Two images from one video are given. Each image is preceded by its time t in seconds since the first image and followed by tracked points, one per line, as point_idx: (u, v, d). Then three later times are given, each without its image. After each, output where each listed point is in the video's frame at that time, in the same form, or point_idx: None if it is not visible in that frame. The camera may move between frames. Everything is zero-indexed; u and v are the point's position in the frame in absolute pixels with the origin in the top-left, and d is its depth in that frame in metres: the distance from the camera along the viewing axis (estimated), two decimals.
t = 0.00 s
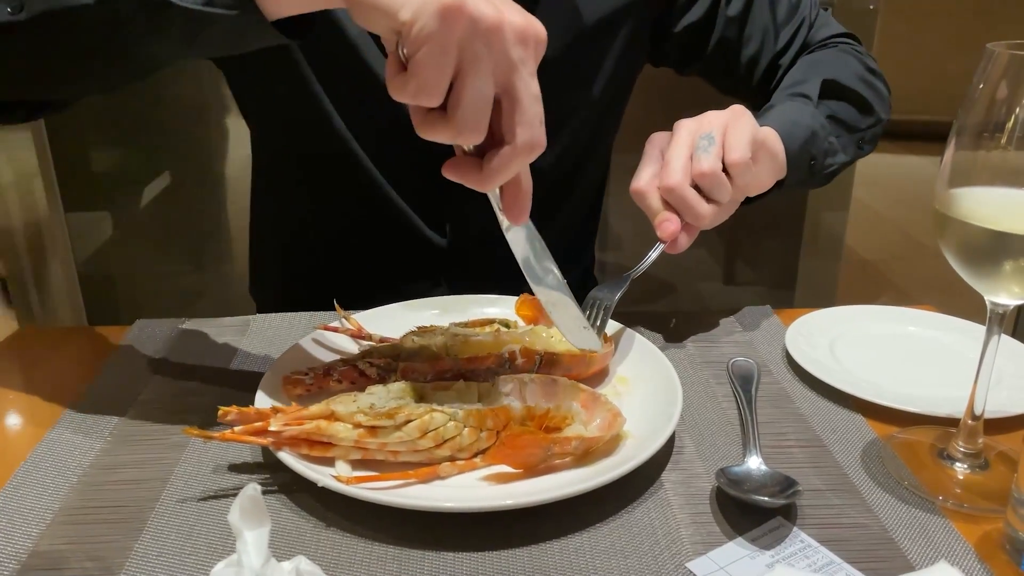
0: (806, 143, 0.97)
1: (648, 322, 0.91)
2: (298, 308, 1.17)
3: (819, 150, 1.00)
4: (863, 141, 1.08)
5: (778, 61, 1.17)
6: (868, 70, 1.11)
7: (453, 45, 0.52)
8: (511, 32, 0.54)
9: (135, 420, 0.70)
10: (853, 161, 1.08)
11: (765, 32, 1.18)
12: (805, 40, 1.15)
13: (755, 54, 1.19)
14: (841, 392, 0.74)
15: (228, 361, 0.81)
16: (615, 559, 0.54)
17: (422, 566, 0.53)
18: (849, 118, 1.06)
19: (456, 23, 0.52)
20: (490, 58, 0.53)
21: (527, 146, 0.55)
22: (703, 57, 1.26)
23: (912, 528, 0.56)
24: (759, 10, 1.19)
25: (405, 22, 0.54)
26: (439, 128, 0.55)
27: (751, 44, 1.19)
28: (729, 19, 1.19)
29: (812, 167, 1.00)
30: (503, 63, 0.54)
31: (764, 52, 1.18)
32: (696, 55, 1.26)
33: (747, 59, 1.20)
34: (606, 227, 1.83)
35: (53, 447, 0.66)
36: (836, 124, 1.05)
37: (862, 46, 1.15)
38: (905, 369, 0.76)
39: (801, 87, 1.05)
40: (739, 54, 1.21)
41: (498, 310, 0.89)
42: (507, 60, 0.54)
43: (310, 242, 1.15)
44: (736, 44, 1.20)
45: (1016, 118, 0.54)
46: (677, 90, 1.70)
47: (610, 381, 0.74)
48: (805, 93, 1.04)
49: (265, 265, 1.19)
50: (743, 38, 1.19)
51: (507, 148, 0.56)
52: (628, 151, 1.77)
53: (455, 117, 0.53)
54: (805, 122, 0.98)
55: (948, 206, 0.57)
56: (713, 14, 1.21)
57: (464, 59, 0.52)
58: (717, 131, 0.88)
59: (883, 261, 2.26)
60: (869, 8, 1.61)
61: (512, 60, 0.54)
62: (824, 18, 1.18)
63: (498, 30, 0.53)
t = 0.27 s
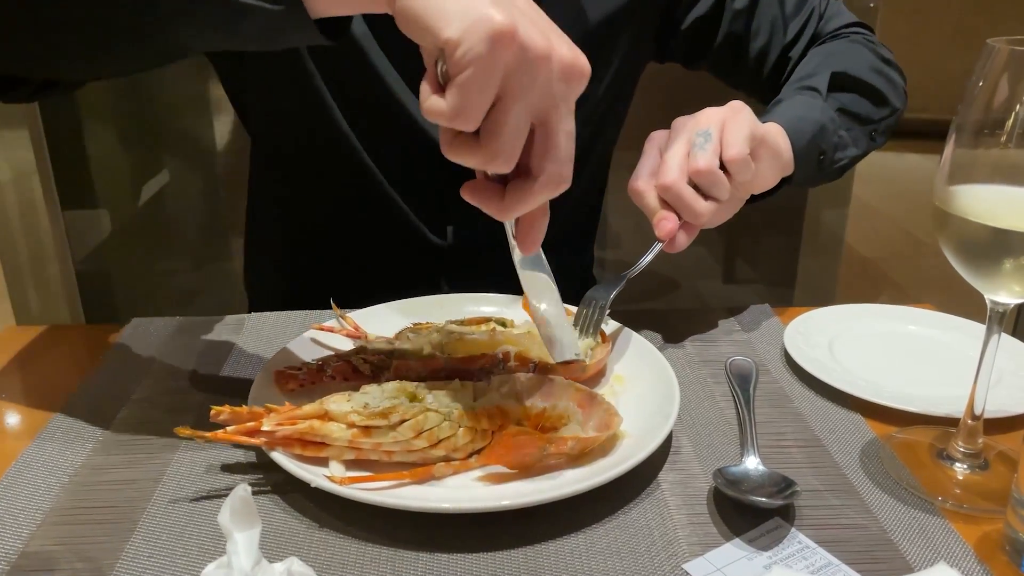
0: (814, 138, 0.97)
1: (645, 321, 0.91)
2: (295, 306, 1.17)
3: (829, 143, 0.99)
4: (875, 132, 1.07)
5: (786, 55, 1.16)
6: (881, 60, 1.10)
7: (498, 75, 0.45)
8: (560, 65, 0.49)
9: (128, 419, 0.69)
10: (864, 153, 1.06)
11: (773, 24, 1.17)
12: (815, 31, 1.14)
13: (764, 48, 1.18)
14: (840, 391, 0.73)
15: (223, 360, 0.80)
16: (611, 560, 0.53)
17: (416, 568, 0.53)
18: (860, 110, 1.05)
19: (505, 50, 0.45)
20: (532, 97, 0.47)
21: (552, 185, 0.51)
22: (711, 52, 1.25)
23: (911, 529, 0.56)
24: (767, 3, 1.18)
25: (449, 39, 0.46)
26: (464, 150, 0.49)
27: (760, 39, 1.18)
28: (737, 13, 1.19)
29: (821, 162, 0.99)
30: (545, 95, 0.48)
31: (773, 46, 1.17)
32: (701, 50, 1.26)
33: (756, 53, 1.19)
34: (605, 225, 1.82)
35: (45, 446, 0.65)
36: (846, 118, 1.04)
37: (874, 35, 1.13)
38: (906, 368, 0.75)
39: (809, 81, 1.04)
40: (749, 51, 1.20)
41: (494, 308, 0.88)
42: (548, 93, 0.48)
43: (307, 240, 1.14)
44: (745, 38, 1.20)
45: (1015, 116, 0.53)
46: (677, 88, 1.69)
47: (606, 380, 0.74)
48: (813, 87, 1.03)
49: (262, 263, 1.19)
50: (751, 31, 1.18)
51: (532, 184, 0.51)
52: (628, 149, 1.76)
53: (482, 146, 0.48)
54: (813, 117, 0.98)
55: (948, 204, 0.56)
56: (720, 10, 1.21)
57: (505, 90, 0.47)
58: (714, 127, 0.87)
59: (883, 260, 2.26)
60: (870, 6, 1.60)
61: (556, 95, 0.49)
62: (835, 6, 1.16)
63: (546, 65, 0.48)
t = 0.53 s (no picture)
0: (809, 128, 0.98)
1: (646, 319, 0.91)
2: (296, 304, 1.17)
3: (825, 134, 1.00)
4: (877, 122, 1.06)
5: (790, 46, 1.15)
6: (884, 51, 1.09)
7: (446, 188, 0.42)
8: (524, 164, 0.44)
9: (131, 417, 0.70)
10: (866, 143, 1.06)
11: (775, 17, 1.16)
12: (819, 22, 1.14)
13: (767, 40, 1.17)
14: (840, 389, 0.74)
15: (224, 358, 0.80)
16: (612, 557, 0.54)
17: (419, 564, 0.53)
18: (858, 100, 1.05)
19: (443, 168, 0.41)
20: (486, 204, 0.44)
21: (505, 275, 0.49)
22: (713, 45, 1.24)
23: (910, 526, 0.56)
24: None
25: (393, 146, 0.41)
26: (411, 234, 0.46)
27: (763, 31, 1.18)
28: (739, 7, 1.18)
29: (818, 152, 1.00)
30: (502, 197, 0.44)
31: (776, 37, 1.16)
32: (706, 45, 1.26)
33: (760, 45, 1.18)
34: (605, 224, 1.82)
35: (49, 444, 0.65)
36: (844, 107, 1.04)
37: (880, 26, 1.13)
38: (905, 366, 0.76)
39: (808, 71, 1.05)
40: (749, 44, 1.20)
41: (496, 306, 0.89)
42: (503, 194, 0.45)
43: (308, 238, 1.15)
44: (748, 28, 1.19)
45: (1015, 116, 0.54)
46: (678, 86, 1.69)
47: (606, 377, 0.74)
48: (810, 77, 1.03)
49: (263, 261, 1.19)
50: (753, 24, 1.18)
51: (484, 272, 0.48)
52: (628, 147, 1.76)
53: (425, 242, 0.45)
54: (809, 107, 0.98)
55: (946, 204, 0.57)
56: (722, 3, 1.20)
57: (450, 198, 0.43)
58: (706, 126, 0.87)
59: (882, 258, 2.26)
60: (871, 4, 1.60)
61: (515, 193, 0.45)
62: None
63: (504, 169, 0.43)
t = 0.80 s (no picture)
0: (791, 137, 0.98)
1: (649, 319, 0.91)
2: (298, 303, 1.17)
3: (808, 143, 1.00)
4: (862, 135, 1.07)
5: (784, 56, 1.16)
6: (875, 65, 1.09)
7: (310, 240, 0.47)
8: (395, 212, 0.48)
9: (136, 415, 0.70)
10: (848, 156, 1.07)
11: (772, 25, 1.17)
12: (816, 34, 1.14)
13: (762, 48, 1.18)
14: (843, 388, 0.74)
15: (229, 356, 0.81)
16: (615, 554, 0.54)
17: (423, 561, 0.53)
18: (843, 113, 1.05)
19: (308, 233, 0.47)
20: (360, 248, 0.49)
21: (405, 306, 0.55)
22: (712, 46, 1.25)
23: (912, 524, 0.56)
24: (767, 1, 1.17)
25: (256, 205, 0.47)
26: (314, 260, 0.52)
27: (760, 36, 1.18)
28: (735, 14, 1.18)
29: (799, 161, 1.00)
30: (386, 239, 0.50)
31: (771, 45, 1.17)
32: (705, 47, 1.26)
33: (756, 52, 1.19)
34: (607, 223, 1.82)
35: (54, 442, 0.66)
36: (828, 119, 1.04)
37: (876, 41, 1.13)
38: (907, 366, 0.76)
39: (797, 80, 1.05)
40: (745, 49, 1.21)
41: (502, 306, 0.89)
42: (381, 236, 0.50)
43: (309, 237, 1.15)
44: (745, 35, 1.19)
45: (1017, 114, 0.54)
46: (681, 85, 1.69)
47: (610, 377, 0.74)
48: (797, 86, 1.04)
49: (265, 260, 1.19)
50: (751, 30, 1.18)
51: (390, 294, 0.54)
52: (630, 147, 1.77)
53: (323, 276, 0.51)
54: (793, 115, 0.99)
55: (949, 202, 0.57)
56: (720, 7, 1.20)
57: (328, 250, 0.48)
58: (698, 134, 0.87)
59: (883, 257, 2.26)
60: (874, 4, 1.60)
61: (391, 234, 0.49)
62: (837, 9, 1.16)
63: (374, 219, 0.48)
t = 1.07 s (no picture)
0: (779, 160, 1.00)
1: (656, 317, 0.92)
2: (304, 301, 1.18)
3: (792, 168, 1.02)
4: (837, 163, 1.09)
5: (770, 75, 1.18)
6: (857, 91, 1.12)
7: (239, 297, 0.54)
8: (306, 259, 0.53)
9: (145, 412, 0.70)
10: (824, 183, 1.09)
11: (761, 43, 1.18)
12: (800, 57, 1.16)
13: (750, 65, 1.19)
14: (850, 386, 0.74)
15: (236, 353, 0.81)
16: (624, 550, 0.54)
17: (432, 557, 0.54)
18: (825, 140, 1.07)
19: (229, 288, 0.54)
20: (286, 296, 0.55)
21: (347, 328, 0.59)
22: (702, 58, 1.25)
23: (919, 521, 0.56)
24: (759, 19, 1.18)
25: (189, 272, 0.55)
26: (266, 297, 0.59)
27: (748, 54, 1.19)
28: (729, 28, 1.19)
29: (782, 185, 1.02)
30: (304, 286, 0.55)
31: (758, 63, 1.18)
32: (692, 57, 1.27)
33: (743, 68, 1.20)
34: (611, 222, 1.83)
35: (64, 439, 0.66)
36: (812, 145, 1.06)
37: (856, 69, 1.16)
38: (913, 364, 0.76)
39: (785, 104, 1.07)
40: (734, 64, 1.21)
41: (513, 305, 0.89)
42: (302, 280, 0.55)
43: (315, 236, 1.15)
44: (735, 49, 1.20)
45: None
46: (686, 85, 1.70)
47: (617, 375, 0.75)
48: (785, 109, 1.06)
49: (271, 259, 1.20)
50: (741, 46, 1.19)
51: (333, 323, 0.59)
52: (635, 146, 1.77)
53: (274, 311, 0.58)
54: (781, 138, 1.01)
55: (958, 200, 0.57)
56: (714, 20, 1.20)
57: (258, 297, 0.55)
58: (714, 160, 0.89)
59: (888, 257, 2.26)
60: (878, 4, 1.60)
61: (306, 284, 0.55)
62: (822, 35, 1.19)
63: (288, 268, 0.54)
